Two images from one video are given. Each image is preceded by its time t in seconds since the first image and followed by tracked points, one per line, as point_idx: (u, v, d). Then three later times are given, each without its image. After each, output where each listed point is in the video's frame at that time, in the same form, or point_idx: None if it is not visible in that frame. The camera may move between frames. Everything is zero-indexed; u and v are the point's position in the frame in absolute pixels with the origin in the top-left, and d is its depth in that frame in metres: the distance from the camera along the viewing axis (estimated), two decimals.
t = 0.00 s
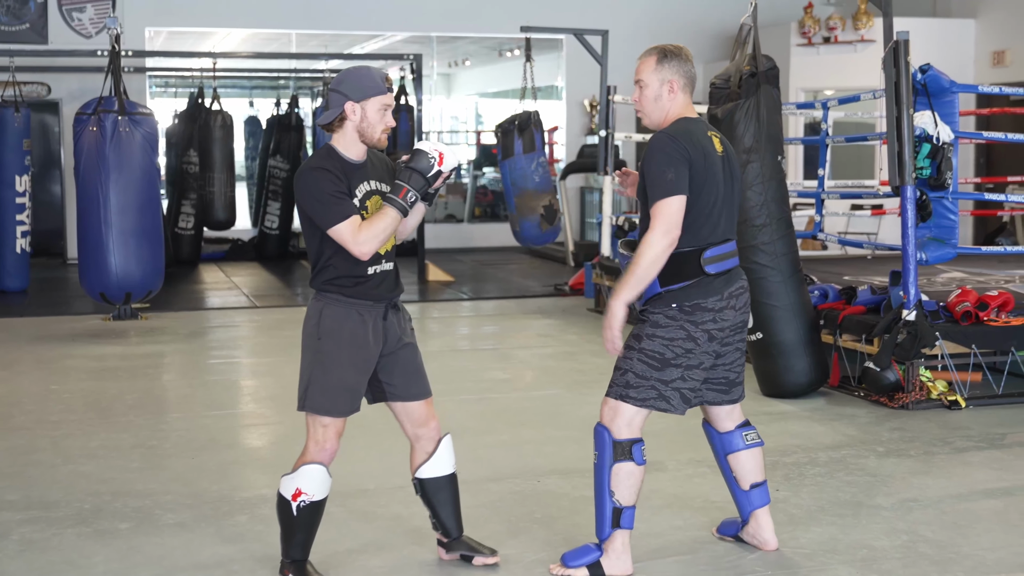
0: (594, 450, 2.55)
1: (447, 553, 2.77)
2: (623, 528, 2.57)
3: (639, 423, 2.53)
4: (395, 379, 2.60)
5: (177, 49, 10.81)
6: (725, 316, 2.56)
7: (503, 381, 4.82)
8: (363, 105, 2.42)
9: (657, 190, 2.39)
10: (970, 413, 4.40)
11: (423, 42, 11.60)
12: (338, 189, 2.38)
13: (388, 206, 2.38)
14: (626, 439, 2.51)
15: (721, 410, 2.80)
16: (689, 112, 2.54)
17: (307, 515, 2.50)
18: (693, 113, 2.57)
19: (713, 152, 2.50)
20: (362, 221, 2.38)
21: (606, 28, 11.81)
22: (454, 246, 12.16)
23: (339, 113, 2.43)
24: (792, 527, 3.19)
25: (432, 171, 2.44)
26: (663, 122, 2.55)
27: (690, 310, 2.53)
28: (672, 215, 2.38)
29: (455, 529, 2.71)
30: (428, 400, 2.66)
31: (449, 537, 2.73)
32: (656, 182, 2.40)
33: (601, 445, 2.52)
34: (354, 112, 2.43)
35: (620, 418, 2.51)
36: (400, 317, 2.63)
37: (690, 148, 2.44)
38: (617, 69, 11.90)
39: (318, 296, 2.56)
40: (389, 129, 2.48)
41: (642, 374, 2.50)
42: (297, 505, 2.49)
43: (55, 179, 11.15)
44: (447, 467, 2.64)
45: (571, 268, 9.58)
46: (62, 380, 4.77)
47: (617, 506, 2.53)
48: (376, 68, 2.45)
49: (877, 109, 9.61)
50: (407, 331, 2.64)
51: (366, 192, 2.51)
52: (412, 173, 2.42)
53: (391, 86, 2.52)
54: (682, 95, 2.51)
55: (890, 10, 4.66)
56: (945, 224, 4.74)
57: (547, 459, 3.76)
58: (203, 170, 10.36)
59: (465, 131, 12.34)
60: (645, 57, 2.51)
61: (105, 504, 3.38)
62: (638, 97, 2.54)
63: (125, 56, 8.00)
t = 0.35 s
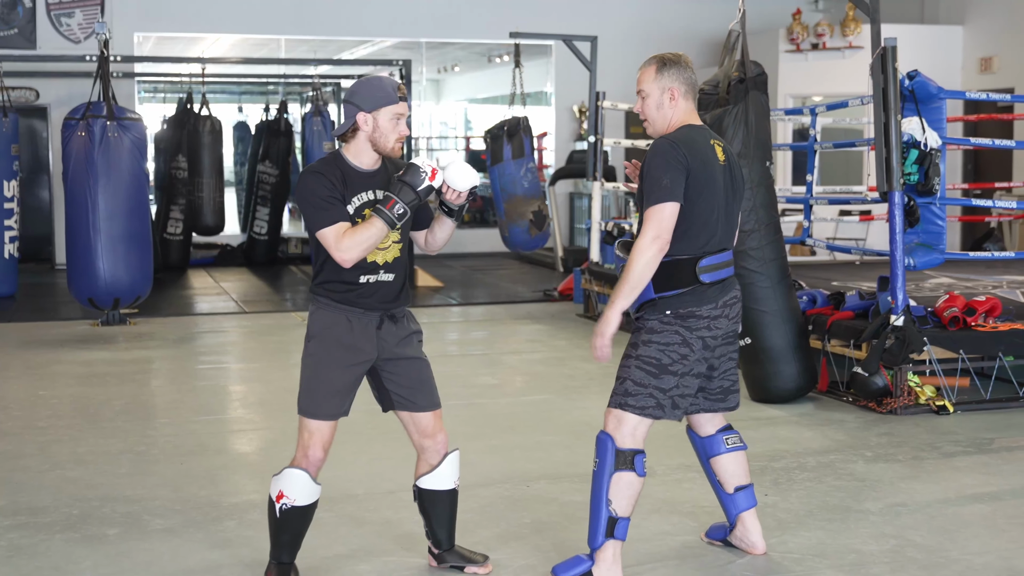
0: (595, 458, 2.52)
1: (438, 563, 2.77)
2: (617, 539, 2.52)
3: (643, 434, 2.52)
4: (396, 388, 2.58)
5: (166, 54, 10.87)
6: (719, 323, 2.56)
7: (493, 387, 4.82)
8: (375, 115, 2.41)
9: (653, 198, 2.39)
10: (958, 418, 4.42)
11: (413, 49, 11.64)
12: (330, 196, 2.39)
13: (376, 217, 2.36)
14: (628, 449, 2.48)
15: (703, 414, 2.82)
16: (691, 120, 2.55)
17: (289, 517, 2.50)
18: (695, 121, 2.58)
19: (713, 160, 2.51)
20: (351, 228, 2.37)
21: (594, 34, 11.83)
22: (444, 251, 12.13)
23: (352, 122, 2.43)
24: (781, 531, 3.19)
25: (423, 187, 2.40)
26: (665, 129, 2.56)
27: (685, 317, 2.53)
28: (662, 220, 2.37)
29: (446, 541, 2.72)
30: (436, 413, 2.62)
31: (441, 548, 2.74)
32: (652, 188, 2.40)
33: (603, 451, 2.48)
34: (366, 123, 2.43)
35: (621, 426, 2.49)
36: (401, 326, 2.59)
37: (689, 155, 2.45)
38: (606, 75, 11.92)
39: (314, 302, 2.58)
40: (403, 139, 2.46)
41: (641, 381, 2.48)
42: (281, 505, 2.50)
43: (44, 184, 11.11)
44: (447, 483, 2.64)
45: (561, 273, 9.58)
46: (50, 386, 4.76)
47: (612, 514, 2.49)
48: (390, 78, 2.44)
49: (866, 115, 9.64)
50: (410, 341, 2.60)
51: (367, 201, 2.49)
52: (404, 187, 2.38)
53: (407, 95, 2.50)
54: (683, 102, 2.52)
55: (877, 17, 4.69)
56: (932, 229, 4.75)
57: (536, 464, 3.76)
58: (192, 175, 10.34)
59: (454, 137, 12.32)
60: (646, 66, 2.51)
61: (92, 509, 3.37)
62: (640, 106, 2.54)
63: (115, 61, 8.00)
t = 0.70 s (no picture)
0: (591, 469, 2.48)
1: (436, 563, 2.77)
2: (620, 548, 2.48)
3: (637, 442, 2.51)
4: (385, 390, 2.58)
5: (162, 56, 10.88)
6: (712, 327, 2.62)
7: (489, 387, 4.82)
8: (354, 116, 2.42)
9: (692, 197, 2.37)
10: (955, 418, 4.42)
11: (409, 49, 11.63)
12: (310, 198, 2.40)
13: (357, 219, 2.35)
14: (628, 458, 2.47)
15: (690, 421, 2.81)
16: (670, 120, 2.49)
17: (280, 520, 2.50)
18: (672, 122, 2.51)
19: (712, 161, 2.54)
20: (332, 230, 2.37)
21: (591, 34, 11.84)
22: (442, 252, 12.14)
23: (332, 124, 2.43)
24: (778, 531, 3.20)
25: (405, 188, 2.39)
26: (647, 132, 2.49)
27: (686, 322, 2.55)
28: (714, 220, 2.38)
29: (443, 542, 2.72)
30: (427, 415, 2.62)
31: (438, 549, 2.74)
32: (693, 193, 2.37)
33: (602, 460, 2.45)
34: (346, 124, 2.43)
35: (619, 434, 2.48)
36: (387, 327, 2.59)
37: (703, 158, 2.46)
38: (602, 76, 11.93)
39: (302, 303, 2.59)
40: (383, 138, 2.47)
41: (644, 387, 2.48)
42: (272, 509, 2.50)
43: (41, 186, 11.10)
44: (440, 484, 2.64)
45: (558, 274, 9.58)
46: (47, 387, 4.75)
47: (616, 526, 2.46)
48: (368, 78, 2.44)
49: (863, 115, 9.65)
50: (398, 343, 2.61)
51: (350, 202, 2.49)
52: (385, 188, 2.38)
53: (387, 95, 2.50)
54: (659, 103, 2.45)
55: (874, 17, 4.69)
56: (929, 230, 4.76)
57: (533, 465, 3.76)
58: (188, 177, 10.34)
59: (450, 138, 12.34)
60: (614, 71, 2.45)
61: (90, 511, 3.37)
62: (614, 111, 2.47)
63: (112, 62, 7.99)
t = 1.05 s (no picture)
0: (587, 467, 2.47)
1: (430, 556, 2.78)
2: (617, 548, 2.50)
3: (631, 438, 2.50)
4: (380, 382, 2.58)
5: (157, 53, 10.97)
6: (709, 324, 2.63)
7: (484, 385, 4.83)
8: (351, 112, 2.42)
9: (685, 191, 2.39)
10: (950, 416, 4.42)
11: (404, 48, 11.68)
12: (315, 196, 2.38)
13: (362, 218, 2.36)
14: (624, 455, 2.46)
15: (690, 419, 2.80)
16: (657, 117, 2.50)
17: (283, 520, 2.50)
18: (660, 120, 2.51)
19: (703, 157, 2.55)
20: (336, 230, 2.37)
21: (586, 33, 11.85)
22: (436, 250, 12.14)
23: (328, 120, 2.42)
24: (773, 528, 3.20)
25: (408, 186, 2.42)
26: (635, 130, 2.49)
27: (685, 320, 2.56)
28: (712, 210, 2.39)
29: (438, 531, 2.72)
30: (418, 402, 2.65)
31: (431, 539, 2.74)
32: (686, 186, 2.39)
33: (598, 459, 2.45)
34: (344, 120, 2.43)
35: (615, 429, 2.47)
36: (382, 323, 2.62)
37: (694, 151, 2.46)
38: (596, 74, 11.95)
39: (298, 302, 2.56)
40: (378, 135, 2.48)
41: (641, 383, 2.48)
42: (274, 509, 2.50)
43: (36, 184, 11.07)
44: (435, 471, 2.65)
45: (553, 272, 9.60)
46: (41, 385, 4.76)
47: (612, 524, 2.46)
48: (364, 74, 2.44)
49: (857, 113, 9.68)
50: (389, 336, 2.63)
51: (349, 199, 2.51)
52: (388, 187, 2.40)
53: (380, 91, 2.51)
54: (646, 102, 2.45)
55: (869, 15, 4.69)
56: (924, 228, 4.77)
57: (528, 462, 3.77)
58: (184, 175, 10.34)
59: (445, 137, 12.36)
60: (601, 69, 2.44)
61: (84, 508, 3.36)
62: (600, 110, 2.47)
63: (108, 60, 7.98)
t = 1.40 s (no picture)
0: (581, 453, 2.56)
1: (409, 547, 2.86)
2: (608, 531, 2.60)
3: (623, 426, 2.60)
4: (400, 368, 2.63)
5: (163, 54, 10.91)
6: (696, 315, 2.69)
7: (481, 376, 4.98)
8: (380, 108, 2.46)
9: (653, 180, 2.49)
10: (931, 407, 4.55)
11: (403, 49, 11.74)
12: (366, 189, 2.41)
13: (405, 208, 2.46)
14: (617, 442, 2.56)
15: (689, 406, 2.91)
16: (659, 114, 2.62)
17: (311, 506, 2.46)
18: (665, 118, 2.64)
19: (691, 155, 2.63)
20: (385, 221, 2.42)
21: (581, 35, 11.99)
22: (433, 246, 12.28)
23: (357, 116, 2.45)
24: (761, 514, 3.33)
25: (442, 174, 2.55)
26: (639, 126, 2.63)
27: (669, 311, 2.63)
28: (677, 200, 2.48)
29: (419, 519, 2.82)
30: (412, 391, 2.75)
31: (413, 529, 2.84)
32: (655, 173, 2.49)
33: (591, 445, 2.54)
34: (372, 115, 2.46)
35: (608, 418, 2.57)
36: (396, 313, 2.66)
37: (676, 144, 2.56)
38: (591, 75, 12.11)
39: (335, 294, 2.51)
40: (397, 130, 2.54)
41: (629, 373, 2.57)
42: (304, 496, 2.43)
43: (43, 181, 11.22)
44: (421, 460, 2.76)
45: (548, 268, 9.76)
46: (51, 375, 4.90)
47: (606, 509, 2.56)
48: (385, 72, 2.48)
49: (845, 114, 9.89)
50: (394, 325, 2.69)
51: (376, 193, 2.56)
52: (424, 176, 2.51)
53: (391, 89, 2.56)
54: (652, 100, 2.59)
55: (855, 19, 4.83)
56: (907, 225, 4.93)
57: (525, 452, 3.88)
58: (191, 173, 10.48)
59: (443, 136, 12.49)
60: (615, 65, 2.60)
61: (94, 493, 3.48)
62: (610, 104, 2.61)
63: (112, 61, 8.10)
